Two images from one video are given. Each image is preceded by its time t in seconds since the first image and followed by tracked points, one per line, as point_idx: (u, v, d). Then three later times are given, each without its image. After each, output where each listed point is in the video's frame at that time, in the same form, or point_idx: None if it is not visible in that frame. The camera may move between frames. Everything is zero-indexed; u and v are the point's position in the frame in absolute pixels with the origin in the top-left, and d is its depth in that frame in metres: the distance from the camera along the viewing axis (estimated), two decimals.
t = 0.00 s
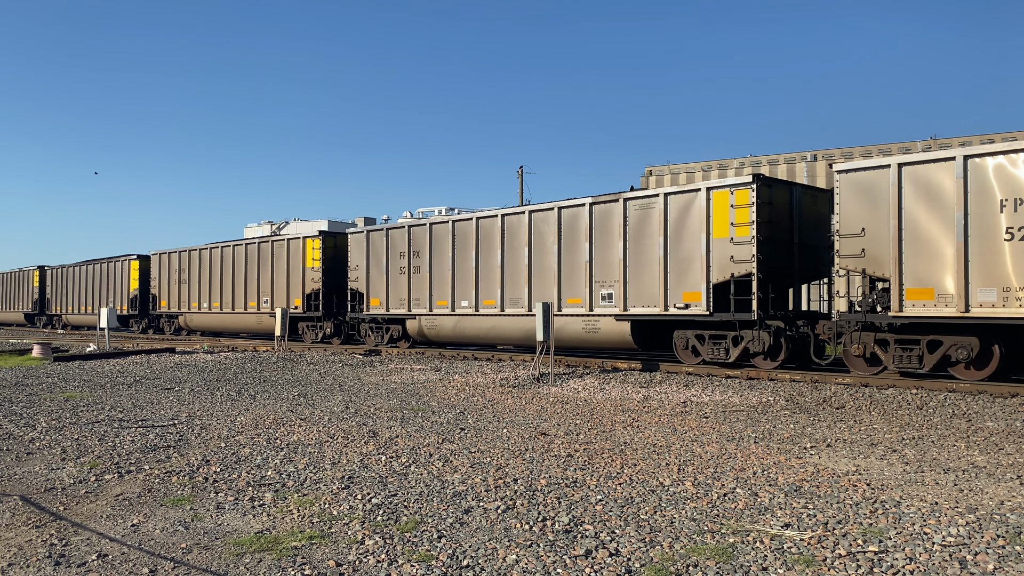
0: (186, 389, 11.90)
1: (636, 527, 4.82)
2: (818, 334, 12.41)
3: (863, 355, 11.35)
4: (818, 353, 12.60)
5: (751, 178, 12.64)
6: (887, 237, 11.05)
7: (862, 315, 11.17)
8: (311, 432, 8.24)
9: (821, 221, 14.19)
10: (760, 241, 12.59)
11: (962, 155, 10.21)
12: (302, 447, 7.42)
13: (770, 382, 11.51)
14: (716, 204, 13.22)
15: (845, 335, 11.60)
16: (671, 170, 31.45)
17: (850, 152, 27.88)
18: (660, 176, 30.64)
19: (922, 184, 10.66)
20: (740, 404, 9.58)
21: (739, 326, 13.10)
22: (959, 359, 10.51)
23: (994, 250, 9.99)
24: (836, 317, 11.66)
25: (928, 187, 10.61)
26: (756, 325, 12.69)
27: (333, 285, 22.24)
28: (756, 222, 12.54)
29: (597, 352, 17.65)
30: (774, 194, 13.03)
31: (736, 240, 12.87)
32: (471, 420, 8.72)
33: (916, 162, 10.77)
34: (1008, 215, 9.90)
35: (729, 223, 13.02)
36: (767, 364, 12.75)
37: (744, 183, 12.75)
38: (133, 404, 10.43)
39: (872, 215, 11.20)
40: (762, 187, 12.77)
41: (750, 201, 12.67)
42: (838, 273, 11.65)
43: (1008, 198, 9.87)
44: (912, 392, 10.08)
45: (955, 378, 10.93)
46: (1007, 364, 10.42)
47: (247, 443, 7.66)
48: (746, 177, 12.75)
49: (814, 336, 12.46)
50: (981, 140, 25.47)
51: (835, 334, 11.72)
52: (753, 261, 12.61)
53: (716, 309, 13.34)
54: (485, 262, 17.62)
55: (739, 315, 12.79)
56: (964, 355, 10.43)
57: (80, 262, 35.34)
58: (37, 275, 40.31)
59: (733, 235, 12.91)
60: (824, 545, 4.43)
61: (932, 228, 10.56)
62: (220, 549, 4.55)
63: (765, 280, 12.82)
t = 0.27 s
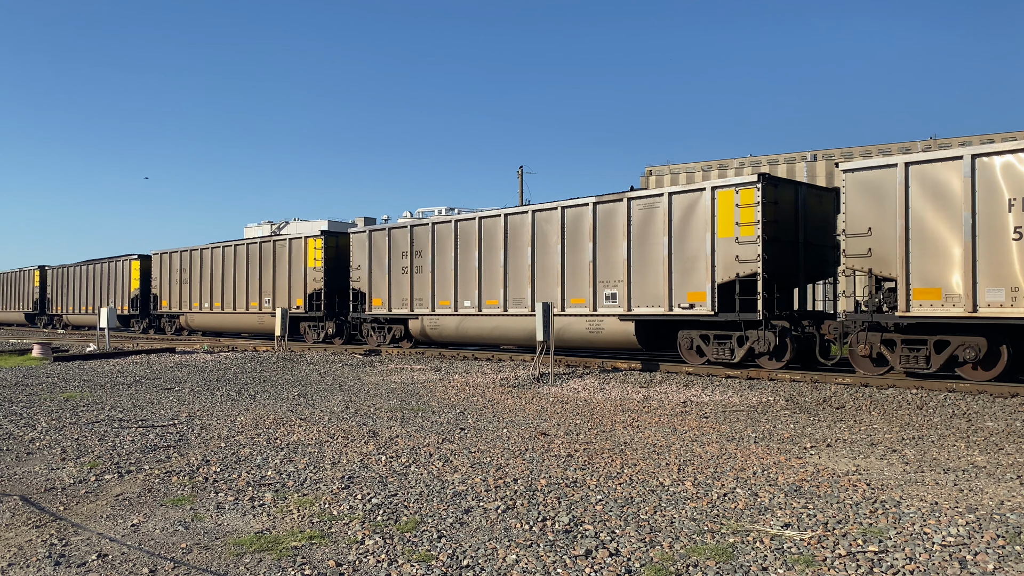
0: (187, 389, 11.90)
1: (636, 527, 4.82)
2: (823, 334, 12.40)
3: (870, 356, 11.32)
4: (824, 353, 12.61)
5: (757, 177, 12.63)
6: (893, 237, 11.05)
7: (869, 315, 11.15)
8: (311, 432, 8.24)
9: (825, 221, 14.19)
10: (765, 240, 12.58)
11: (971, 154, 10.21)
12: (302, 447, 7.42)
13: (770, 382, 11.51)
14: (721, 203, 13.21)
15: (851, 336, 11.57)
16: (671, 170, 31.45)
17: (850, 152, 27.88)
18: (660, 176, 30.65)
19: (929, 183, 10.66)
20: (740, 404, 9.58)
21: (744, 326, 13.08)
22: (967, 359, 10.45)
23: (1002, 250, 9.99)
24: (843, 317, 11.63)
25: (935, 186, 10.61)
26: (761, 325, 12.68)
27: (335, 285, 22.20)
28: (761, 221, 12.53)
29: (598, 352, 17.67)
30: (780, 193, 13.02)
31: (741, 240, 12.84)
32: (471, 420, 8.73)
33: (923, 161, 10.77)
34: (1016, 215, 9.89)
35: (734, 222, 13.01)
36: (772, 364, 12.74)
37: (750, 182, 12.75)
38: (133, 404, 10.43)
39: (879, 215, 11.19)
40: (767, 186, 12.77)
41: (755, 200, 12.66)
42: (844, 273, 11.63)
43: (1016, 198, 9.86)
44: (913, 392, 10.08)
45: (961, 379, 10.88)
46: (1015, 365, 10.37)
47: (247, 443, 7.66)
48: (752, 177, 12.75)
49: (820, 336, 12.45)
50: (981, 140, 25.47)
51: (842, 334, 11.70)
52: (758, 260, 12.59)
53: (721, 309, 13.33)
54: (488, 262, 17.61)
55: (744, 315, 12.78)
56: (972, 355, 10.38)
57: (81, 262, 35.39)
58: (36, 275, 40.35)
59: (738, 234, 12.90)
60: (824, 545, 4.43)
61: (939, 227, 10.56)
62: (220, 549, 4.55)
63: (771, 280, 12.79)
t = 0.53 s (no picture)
0: (186, 389, 11.90)
1: (636, 527, 4.82)
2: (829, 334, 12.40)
3: (876, 356, 11.32)
4: (829, 353, 12.61)
5: (763, 176, 12.65)
6: (900, 237, 11.05)
7: (875, 315, 11.14)
8: (311, 432, 8.24)
9: (831, 221, 14.18)
10: (771, 240, 12.58)
11: (978, 153, 10.21)
12: (302, 447, 7.42)
13: (771, 382, 11.52)
14: (726, 203, 13.21)
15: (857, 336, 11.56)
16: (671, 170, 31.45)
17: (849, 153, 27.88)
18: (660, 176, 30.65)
19: (936, 183, 10.66)
20: (740, 404, 9.58)
21: (749, 326, 13.08)
22: (974, 360, 10.45)
23: (1009, 250, 9.97)
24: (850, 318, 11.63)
25: (942, 186, 10.61)
26: (767, 325, 12.67)
27: (337, 284, 22.11)
28: (767, 221, 12.53)
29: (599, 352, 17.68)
30: (785, 193, 13.02)
31: (746, 240, 12.85)
32: (471, 420, 8.73)
33: (930, 161, 10.77)
34: None
35: (739, 222, 13.01)
36: (777, 365, 12.72)
37: (755, 181, 12.75)
38: (133, 404, 10.43)
39: (886, 215, 11.19)
40: (772, 185, 12.77)
41: (760, 200, 12.66)
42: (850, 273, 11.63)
43: None
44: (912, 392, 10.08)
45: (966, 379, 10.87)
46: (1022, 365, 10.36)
47: (247, 443, 7.66)
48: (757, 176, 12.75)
49: (825, 336, 12.46)
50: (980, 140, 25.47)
51: (848, 334, 11.71)
52: (763, 260, 12.60)
53: (726, 309, 13.33)
54: (491, 262, 17.60)
55: (750, 315, 12.78)
56: (979, 355, 10.38)
57: (81, 262, 35.42)
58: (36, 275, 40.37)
59: (743, 234, 12.89)
60: (824, 545, 4.43)
61: (947, 227, 10.55)
62: (220, 549, 4.55)
63: (776, 280, 12.81)
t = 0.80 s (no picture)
0: (186, 389, 11.90)
1: (636, 527, 4.82)
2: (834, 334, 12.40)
3: (882, 356, 11.28)
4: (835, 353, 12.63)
5: (768, 176, 12.64)
6: (906, 237, 11.03)
7: (882, 315, 11.12)
8: (311, 432, 8.24)
9: (835, 220, 14.16)
10: (776, 239, 12.57)
11: (985, 152, 10.20)
12: (302, 447, 7.42)
13: (770, 382, 11.51)
14: (731, 202, 13.20)
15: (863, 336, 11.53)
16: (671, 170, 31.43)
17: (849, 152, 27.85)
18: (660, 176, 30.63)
19: (943, 183, 10.65)
20: (740, 404, 9.58)
21: (754, 326, 13.08)
22: (981, 360, 10.43)
23: (1017, 250, 9.97)
24: (856, 318, 11.61)
25: (949, 186, 10.60)
26: (772, 325, 12.66)
27: (339, 283, 22.13)
28: (772, 220, 12.52)
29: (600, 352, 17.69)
30: (790, 193, 13.02)
31: (751, 239, 12.84)
32: (471, 420, 8.72)
33: (936, 160, 10.76)
34: None
35: (744, 221, 13.00)
36: (783, 364, 12.77)
37: (760, 180, 12.75)
38: (133, 404, 10.43)
39: (892, 214, 11.18)
40: (777, 184, 12.76)
41: (765, 199, 12.65)
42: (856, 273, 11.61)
43: None
44: (912, 392, 10.08)
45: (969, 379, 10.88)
46: None
47: (247, 443, 7.66)
48: (762, 176, 12.75)
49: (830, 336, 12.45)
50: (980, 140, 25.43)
51: (853, 334, 11.69)
52: (769, 260, 12.59)
53: (731, 309, 13.33)
54: (493, 262, 17.60)
55: (755, 315, 12.78)
56: (986, 355, 10.36)
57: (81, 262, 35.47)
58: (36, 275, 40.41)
59: (748, 233, 12.88)
60: (824, 545, 4.42)
61: (954, 227, 10.54)
62: (220, 549, 4.55)
63: (781, 279, 12.80)
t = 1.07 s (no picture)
0: (186, 389, 11.89)
1: (636, 527, 4.82)
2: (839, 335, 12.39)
3: (888, 356, 11.29)
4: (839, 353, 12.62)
5: (772, 175, 12.64)
6: (913, 237, 11.02)
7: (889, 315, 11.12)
8: (311, 432, 8.24)
9: (840, 219, 14.16)
10: (780, 239, 12.57)
11: (993, 152, 10.19)
12: (302, 447, 7.41)
13: (770, 382, 11.51)
14: (736, 202, 13.19)
15: (870, 337, 11.53)
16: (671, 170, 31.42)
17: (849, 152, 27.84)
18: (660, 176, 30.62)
19: (950, 182, 10.64)
20: (740, 404, 9.58)
21: (759, 326, 13.06)
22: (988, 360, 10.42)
23: None
24: (862, 318, 11.60)
25: (957, 185, 10.60)
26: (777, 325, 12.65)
27: (341, 284, 22.17)
28: (777, 220, 12.52)
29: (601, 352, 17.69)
30: (794, 192, 13.01)
31: (755, 239, 12.83)
32: (471, 420, 8.72)
33: (943, 160, 10.75)
34: None
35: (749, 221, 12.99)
36: (787, 365, 12.75)
37: (765, 180, 12.75)
38: (133, 404, 10.43)
39: (898, 214, 11.17)
40: (782, 184, 12.76)
41: (770, 198, 12.64)
42: (862, 272, 11.60)
43: None
44: (912, 392, 10.07)
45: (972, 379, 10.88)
46: None
47: (247, 443, 7.66)
48: (766, 175, 12.74)
49: (835, 337, 12.44)
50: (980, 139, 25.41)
51: (859, 335, 11.69)
52: (773, 260, 12.58)
53: (735, 309, 13.31)
54: (496, 262, 17.60)
55: (760, 315, 12.77)
56: (993, 355, 10.35)
57: (82, 263, 35.53)
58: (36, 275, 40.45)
59: (752, 233, 12.87)
60: (824, 545, 4.43)
61: (961, 226, 10.54)
62: (220, 549, 4.55)
63: (786, 279, 12.79)
